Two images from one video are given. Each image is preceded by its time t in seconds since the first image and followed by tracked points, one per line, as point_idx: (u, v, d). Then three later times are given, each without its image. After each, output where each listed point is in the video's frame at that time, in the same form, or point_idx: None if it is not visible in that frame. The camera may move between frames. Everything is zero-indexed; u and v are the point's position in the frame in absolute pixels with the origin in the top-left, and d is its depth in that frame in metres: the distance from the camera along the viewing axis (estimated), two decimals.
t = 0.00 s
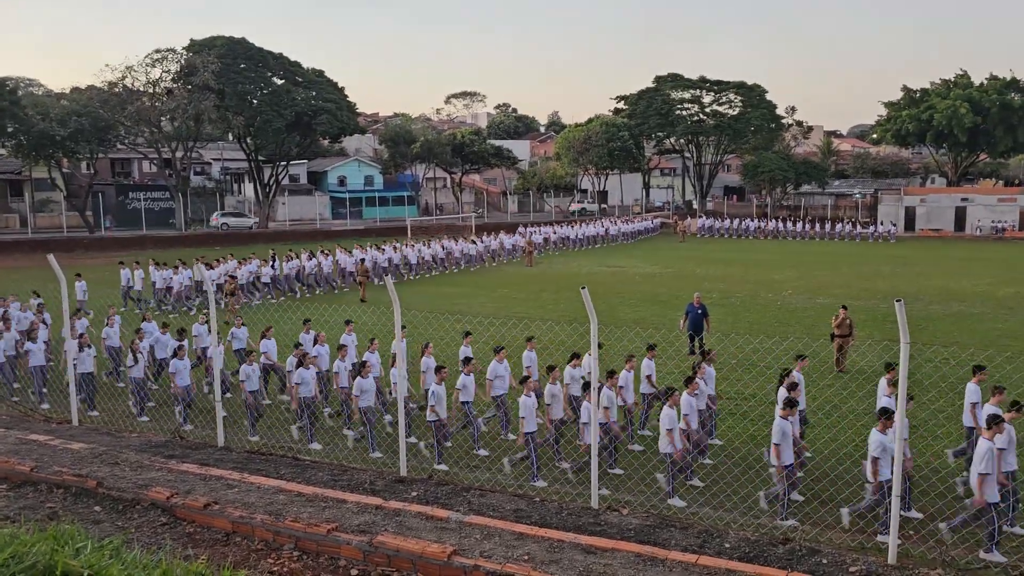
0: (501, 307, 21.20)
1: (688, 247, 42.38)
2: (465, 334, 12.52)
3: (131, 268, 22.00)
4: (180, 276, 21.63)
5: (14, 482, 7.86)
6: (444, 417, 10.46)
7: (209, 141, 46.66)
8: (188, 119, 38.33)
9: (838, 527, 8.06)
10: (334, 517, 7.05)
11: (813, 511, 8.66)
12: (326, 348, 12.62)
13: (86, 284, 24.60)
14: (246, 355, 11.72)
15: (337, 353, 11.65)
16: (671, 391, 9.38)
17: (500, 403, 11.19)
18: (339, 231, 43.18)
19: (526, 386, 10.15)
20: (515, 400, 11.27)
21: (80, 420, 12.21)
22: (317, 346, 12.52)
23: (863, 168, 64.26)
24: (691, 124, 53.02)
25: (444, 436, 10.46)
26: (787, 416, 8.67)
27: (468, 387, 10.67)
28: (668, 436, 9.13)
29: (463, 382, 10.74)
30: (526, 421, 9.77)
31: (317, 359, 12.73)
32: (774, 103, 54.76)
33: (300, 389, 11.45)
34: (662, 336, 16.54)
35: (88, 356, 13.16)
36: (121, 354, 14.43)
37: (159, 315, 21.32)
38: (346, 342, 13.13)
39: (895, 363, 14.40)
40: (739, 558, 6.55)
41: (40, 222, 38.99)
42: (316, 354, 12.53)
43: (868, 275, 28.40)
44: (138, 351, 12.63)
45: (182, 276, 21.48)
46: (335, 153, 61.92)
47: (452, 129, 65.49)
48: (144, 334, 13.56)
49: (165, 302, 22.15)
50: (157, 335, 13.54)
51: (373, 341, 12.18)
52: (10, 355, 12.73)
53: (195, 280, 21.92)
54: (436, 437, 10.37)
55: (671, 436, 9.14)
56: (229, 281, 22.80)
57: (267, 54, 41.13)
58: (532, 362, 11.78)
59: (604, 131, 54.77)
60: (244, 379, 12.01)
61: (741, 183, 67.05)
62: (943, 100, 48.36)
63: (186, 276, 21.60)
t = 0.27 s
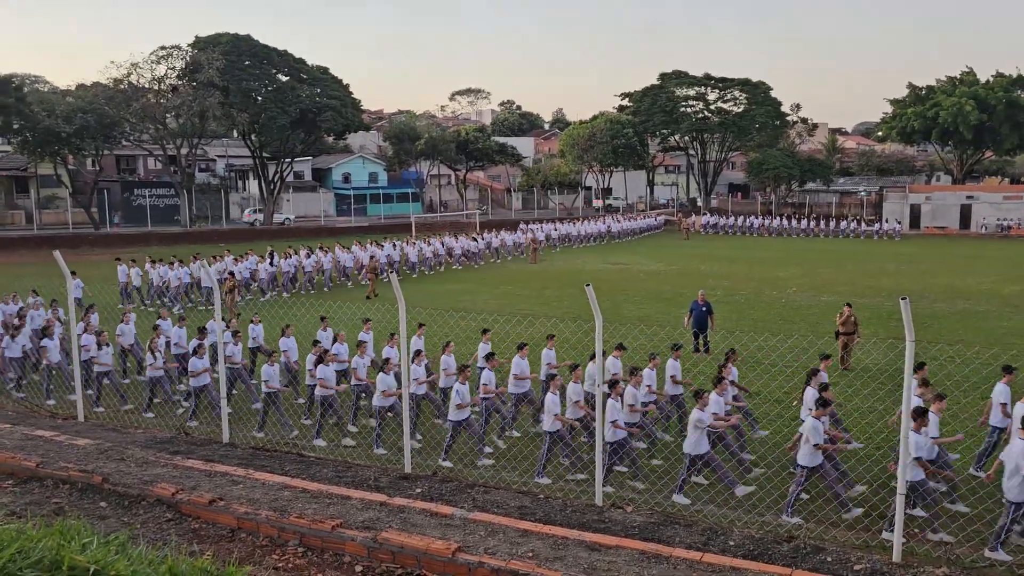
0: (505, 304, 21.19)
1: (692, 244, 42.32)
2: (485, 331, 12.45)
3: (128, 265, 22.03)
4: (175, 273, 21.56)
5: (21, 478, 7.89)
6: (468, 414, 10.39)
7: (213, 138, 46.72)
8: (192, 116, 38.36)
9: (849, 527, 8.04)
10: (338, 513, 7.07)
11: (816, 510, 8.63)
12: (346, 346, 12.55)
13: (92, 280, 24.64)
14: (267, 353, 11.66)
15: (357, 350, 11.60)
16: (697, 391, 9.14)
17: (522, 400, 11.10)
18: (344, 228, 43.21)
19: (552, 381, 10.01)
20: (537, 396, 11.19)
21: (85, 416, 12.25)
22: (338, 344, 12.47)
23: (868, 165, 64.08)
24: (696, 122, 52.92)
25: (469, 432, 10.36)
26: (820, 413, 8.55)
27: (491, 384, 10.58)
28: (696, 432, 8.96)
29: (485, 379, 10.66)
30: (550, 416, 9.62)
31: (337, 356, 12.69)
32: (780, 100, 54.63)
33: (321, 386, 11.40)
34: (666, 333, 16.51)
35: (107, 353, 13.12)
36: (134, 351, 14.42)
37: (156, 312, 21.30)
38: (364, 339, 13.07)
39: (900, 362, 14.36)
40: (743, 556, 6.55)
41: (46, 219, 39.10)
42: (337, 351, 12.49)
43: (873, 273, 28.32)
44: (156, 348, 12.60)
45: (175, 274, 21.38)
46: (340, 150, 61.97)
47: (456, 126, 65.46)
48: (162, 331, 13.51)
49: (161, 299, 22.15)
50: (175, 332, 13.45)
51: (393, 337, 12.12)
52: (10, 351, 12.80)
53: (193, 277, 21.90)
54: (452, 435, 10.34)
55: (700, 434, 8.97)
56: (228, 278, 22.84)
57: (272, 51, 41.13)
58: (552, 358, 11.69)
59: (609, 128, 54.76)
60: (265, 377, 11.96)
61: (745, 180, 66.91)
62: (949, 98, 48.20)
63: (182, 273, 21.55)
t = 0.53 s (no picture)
0: (511, 301, 21.20)
1: (697, 242, 42.26)
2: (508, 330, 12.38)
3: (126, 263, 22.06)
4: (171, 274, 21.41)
5: (28, 473, 7.92)
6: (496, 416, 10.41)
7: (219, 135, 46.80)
8: (198, 113, 38.38)
9: (860, 525, 8.06)
10: (344, 509, 7.08)
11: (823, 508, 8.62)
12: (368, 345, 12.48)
13: (98, 276, 24.72)
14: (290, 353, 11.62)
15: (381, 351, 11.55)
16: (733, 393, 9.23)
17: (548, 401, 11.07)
18: (349, 225, 43.26)
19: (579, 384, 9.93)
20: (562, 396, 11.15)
21: (93, 411, 12.31)
22: (360, 343, 12.43)
23: (874, 163, 63.91)
24: (701, 119, 52.82)
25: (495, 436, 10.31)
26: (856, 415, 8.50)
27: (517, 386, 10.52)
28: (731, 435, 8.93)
29: (511, 381, 10.63)
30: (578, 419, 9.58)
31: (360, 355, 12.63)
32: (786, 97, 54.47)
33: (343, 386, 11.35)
34: (672, 331, 16.51)
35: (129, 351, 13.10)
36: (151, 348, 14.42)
37: (151, 310, 21.27)
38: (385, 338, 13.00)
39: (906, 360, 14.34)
40: (748, 554, 6.55)
41: (53, 215, 39.23)
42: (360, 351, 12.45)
43: (879, 272, 28.22)
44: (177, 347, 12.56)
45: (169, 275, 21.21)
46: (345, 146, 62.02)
47: (461, 123, 65.44)
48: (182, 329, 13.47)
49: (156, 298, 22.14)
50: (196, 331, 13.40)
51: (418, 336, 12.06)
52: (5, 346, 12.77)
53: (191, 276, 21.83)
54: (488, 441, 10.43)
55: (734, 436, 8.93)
56: (229, 273, 22.86)
57: (277, 48, 41.15)
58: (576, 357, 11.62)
59: (614, 125, 54.66)
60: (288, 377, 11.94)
61: (751, 178, 66.80)
62: (956, 96, 48.00)
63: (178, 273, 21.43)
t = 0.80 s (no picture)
0: (516, 299, 21.20)
1: (703, 240, 42.20)
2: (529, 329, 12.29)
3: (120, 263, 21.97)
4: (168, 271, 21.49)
5: (35, 469, 7.96)
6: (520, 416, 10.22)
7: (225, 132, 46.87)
8: (204, 110, 38.42)
9: (868, 524, 8.03)
10: (349, 506, 7.10)
11: (829, 507, 8.61)
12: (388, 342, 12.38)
13: (104, 272, 24.79)
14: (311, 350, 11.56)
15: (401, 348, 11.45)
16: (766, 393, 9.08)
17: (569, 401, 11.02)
18: (354, 222, 43.29)
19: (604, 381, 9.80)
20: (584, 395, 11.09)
21: (100, 408, 12.36)
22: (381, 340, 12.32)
23: (880, 161, 63.72)
24: (707, 117, 52.73)
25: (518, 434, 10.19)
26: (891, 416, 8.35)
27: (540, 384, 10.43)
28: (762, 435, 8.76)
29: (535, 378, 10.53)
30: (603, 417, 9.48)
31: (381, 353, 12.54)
32: (792, 95, 54.33)
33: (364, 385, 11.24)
34: (677, 329, 16.51)
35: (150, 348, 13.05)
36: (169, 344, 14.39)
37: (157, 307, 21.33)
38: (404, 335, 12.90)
39: (911, 359, 14.31)
40: (753, 552, 6.55)
41: (59, 212, 39.35)
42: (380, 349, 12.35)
43: (885, 270, 28.11)
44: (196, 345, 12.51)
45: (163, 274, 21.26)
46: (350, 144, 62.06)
47: (466, 121, 65.41)
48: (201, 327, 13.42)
49: (151, 294, 22.02)
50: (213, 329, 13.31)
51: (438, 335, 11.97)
52: None
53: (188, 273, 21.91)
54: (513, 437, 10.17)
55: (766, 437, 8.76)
56: (234, 270, 22.90)
57: (283, 45, 41.19)
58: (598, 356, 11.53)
59: (619, 123, 54.58)
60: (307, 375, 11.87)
61: (756, 176, 66.68)
62: (963, 94, 47.79)
63: (175, 269, 21.52)
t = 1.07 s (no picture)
0: (520, 297, 21.19)
1: (708, 238, 42.14)
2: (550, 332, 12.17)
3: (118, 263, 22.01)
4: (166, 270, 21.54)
5: (41, 465, 7.98)
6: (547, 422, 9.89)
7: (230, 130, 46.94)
8: (209, 108, 38.51)
9: (875, 524, 7.98)
10: (354, 503, 7.12)
11: (836, 507, 8.58)
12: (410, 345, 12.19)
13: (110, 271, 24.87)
14: (333, 351, 11.43)
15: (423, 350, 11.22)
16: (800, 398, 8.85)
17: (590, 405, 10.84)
18: (359, 221, 43.31)
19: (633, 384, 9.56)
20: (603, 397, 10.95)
21: (106, 405, 12.36)
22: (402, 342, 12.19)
23: (886, 160, 63.55)
24: (712, 115, 52.66)
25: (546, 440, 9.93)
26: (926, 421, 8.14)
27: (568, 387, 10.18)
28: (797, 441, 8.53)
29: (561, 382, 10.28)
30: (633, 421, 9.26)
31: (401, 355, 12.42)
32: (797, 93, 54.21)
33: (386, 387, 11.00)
34: (682, 328, 16.49)
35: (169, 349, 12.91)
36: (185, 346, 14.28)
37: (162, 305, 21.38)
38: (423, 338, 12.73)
39: (917, 358, 14.27)
40: (757, 551, 6.54)
41: (65, 209, 39.47)
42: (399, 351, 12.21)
43: (890, 269, 28.06)
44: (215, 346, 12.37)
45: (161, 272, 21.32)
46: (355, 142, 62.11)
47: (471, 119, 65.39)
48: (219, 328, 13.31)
49: (156, 292, 22.08)
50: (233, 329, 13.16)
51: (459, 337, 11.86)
52: None
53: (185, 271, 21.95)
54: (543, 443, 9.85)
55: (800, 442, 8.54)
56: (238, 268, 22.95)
57: (288, 43, 41.25)
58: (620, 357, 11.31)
59: (624, 122, 54.48)
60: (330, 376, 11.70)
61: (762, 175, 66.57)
62: (969, 92, 47.63)
63: (172, 268, 21.55)
